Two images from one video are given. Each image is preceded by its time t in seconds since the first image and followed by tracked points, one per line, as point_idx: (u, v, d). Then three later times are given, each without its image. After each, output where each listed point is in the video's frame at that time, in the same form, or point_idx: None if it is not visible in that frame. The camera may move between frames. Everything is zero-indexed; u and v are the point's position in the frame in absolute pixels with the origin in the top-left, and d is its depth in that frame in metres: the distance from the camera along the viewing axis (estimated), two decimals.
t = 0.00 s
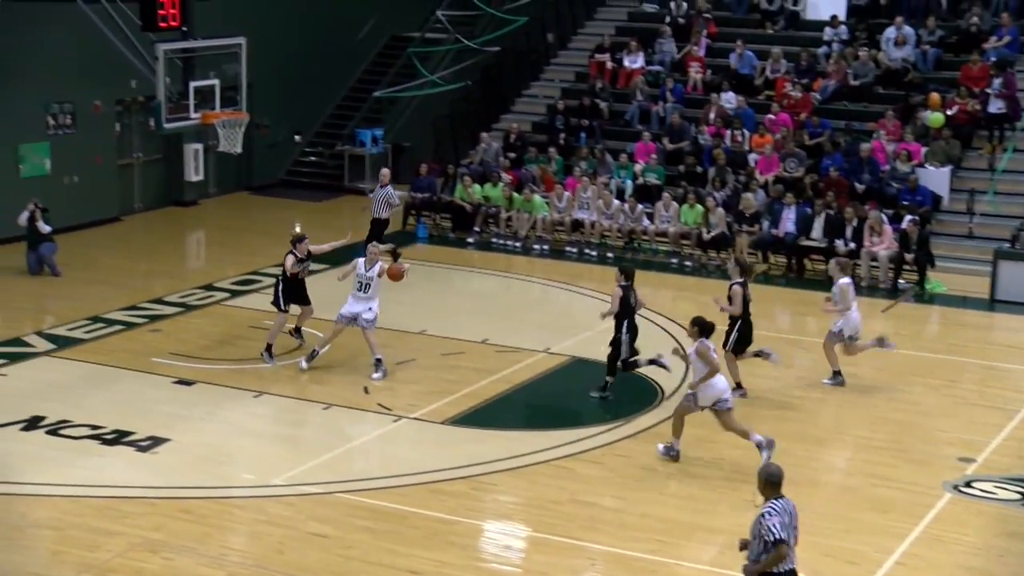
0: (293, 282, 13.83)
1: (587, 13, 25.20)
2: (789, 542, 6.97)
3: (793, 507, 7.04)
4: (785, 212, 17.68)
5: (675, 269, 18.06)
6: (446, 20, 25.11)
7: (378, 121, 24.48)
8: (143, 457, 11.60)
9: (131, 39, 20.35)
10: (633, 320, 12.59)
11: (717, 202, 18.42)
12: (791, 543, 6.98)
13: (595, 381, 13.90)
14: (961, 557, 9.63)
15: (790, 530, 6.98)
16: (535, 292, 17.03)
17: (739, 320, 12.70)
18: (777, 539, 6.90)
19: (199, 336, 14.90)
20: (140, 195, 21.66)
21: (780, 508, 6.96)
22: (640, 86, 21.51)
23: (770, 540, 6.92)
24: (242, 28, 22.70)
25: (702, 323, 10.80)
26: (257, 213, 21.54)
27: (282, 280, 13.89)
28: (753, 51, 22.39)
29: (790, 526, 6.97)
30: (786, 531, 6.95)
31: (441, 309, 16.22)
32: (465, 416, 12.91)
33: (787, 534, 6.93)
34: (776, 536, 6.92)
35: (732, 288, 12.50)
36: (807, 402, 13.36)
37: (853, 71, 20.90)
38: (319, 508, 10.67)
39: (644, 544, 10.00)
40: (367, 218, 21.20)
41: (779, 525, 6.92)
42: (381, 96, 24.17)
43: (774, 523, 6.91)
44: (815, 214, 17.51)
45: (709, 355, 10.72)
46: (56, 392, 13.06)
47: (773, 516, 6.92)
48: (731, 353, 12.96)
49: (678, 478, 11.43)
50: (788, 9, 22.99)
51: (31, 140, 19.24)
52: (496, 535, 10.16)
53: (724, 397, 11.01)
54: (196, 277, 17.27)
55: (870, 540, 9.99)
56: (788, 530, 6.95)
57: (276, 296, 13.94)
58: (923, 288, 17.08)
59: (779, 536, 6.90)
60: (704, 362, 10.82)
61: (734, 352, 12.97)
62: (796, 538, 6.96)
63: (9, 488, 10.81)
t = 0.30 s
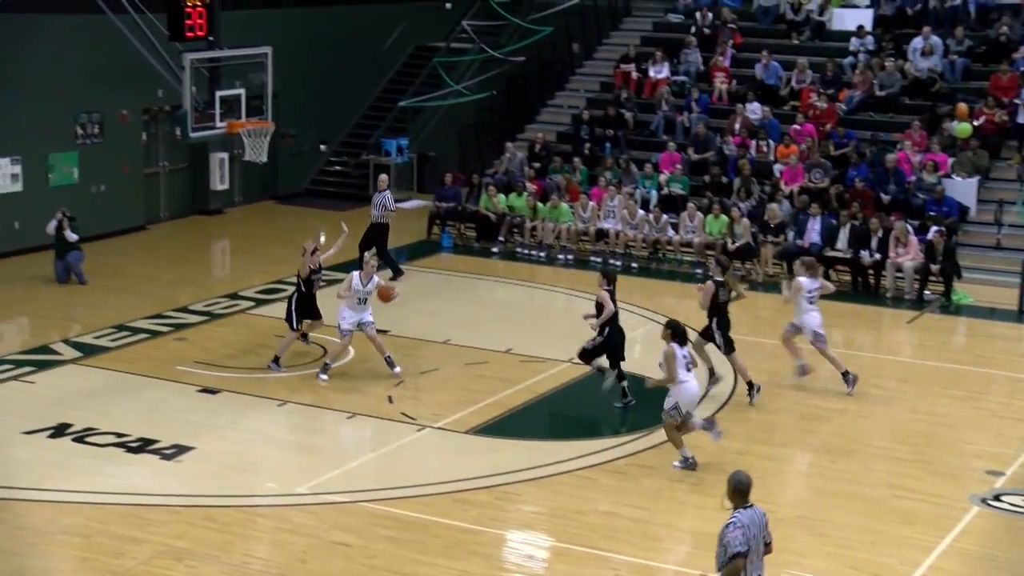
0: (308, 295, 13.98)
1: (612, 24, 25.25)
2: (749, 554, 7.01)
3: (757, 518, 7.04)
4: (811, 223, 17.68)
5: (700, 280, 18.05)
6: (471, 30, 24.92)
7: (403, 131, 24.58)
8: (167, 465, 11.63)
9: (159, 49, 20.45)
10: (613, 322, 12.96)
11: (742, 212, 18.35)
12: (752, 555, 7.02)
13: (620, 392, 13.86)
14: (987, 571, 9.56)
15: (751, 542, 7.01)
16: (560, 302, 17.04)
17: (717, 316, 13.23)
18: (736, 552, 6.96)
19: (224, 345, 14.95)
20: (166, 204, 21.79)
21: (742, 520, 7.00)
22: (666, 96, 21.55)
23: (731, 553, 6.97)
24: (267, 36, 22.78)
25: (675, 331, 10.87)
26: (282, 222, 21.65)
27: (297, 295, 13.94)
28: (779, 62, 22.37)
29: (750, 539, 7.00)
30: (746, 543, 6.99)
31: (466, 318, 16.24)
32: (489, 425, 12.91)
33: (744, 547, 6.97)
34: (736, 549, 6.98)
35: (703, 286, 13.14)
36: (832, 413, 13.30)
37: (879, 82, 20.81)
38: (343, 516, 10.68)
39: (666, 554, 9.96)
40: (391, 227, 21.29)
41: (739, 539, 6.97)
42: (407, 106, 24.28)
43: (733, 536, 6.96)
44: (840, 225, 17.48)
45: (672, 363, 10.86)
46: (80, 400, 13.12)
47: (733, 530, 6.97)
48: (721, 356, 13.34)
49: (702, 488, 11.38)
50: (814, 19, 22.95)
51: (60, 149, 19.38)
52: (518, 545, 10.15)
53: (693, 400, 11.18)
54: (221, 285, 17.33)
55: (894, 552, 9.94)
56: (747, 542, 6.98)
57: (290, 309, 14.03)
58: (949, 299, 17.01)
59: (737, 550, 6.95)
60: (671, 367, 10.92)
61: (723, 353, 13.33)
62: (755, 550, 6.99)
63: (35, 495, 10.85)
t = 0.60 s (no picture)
0: (323, 300, 14.04)
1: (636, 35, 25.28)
2: (707, 550, 6.99)
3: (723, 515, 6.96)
4: (835, 234, 17.61)
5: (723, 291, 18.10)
6: (495, 40, 25.61)
7: (426, 141, 24.56)
8: (190, 474, 11.65)
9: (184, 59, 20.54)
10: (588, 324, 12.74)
11: (765, 223, 18.22)
12: (711, 550, 6.99)
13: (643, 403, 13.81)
14: None
15: (712, 539, 6.98)
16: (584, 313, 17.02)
17: (683, 325, 13.49)
18: (688, 546, 6.96)
19: (246, 354, 14.98)
20: (190, 213, 21.90)
21: (698, 518, 6.94)
22: (690, 107, 21.55)
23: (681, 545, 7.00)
24: (290, 46, 22.83)
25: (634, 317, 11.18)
26: (306, 231, 21.73)
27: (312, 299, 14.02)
28: (803, 73, 22.33)
29: (710, 534, 6.97)
30: (704, 539, 6.96)
31: (491, 327, 16.33)
32: (512, 435, 12.89)
33: (698, 542, 6.96)
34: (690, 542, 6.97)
35: (674, 295, 13.33)
36: (856, 425, 13.23)
37: (905, 93, 20.76)
38: (365, 526, 10.66)
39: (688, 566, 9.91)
40: (416, 237, 21.39)
41: (697, 532, 6.96)
42: (430, 115, 24.26)
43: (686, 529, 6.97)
44: (864, 236, 17.40)
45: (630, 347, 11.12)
46: (104, 408, 13.17)
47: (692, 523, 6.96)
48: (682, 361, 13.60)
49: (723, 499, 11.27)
50: (839, 30, 22.91)
51: (86, 159, 19.48)
52: (540, 555, 10.12)
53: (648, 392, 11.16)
54: (244, 295, 17.37)
55: (918, 566, 9.87)
56: (706, 538, 6.96)
57: (303, 315, 14.12)
58: (975, 311, 16.94)
59: (691, 543, 6.96)
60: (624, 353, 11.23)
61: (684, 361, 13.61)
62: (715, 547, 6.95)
63: (59, 503, 10.89)
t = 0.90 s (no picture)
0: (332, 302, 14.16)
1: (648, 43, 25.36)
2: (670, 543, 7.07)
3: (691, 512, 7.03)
4: (846, 242, 17.59)
5: (734, 298, 18.09)
6: (507, 47, 25.48)
7: (438, 147, 24.63)
8: (201, 481, 11.65)
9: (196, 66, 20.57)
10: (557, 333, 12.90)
11: (776, 230, 18.22)
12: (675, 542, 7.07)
13: (654, 409, 13.81)
14: None
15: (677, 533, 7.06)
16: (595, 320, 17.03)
17: (654, 325, 13.48)
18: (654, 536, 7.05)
19: (257, 361, 14.99)
20: (202, 221, 21.94)
21: (667, 509, 7.01)
22: (701, 114, 21.57)
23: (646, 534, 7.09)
24: (301, 52, 22.88)
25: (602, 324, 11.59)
26: (317, 238, 21.77)
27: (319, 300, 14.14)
28: (815, 80, 22.38)
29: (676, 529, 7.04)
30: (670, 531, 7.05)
31: (501, 334, 16.30)
32: (522, 442, 12.87)
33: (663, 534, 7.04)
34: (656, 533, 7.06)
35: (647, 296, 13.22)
36: (867, 433, 13.19)
37: (917, 100, 20.73)
38: (375, 534, 10.65)
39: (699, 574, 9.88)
40: (427, 243, 21.42)
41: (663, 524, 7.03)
42: (442, 123, 24.28)
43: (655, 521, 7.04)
44: (876, 244, 17.39)
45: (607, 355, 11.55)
46: (115, 414, 13.18)
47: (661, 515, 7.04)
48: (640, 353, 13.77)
49: (735, 507, 11.21)
50: (851, 37, 22.89)
51: (98, 166, 19.52)
52: (550, 563, 10.09)
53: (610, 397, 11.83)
54: (255, 301, 17.39)
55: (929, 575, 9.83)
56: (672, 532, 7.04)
57: (313, 315, 14.14)
58: (987, 319, 16.88)
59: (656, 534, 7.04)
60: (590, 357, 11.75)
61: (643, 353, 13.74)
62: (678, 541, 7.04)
63: (71, 509, 10.90)
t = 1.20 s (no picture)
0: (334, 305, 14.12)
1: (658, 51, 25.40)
2: (645, 546, 7.41)
3: (660, 511, 7.43)
4: (856, 250, 17.54)
5: (744, 307, 18.05)
6: (518, 56, 25.77)
7: (448, 156, 24.46)
8: (211, 488, 11.65)
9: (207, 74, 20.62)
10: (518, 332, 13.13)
11: (786, 239, 18.20)
12: (648, 545, 7.41)
13: (664, 418, 13.81)
14: None
15: (651, 535, 7.41)
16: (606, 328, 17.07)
17: (612, 324, 13.63)
18: (630, 541, 7.34)
19: (267, 369, 14.99)
20: (212, 229, 21.98)
21: (641, 513, 7.35)
22: (711, 123, 21.56)
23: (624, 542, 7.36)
24: (311, 61, 22.90)
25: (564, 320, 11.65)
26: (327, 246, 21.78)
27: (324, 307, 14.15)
28: (826, 88, 22.38)
29: (650, 530, 7.40)
30: (645, 534, 7.38)
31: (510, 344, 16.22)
32: (532, 450, 12.87)
33: (640, 537, 7.36)
34: (632, 539, 7.36)
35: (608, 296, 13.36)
36: (878, 442, 13.14)
37: (927, 108, 20.69)
38: (385, 541, 10.65)
39: None
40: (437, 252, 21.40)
41: (639, 528, 7.35)
42: (453, 131, 24.12)
43: (631, 526, 7.34)
44: (886, 252, 17.33)
45: (565, 346, 11.66)
46: (126, 422, 13.20)
47: (637, 519, 7.34)
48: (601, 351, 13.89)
49: (746, 516, 11.18)
50: (862, 45, 22.88)
51: (109, 173, 19.56)
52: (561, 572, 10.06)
53: (574, 387, 11.97)
54: (265, 309, 17.40)
55: None
56: (647, 534, 7.37)
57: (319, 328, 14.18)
58: (998, 328, 16.83)
59: (633, 538, 7.35)
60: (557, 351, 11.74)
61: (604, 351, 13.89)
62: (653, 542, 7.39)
63: (82, 516, 10.91)
